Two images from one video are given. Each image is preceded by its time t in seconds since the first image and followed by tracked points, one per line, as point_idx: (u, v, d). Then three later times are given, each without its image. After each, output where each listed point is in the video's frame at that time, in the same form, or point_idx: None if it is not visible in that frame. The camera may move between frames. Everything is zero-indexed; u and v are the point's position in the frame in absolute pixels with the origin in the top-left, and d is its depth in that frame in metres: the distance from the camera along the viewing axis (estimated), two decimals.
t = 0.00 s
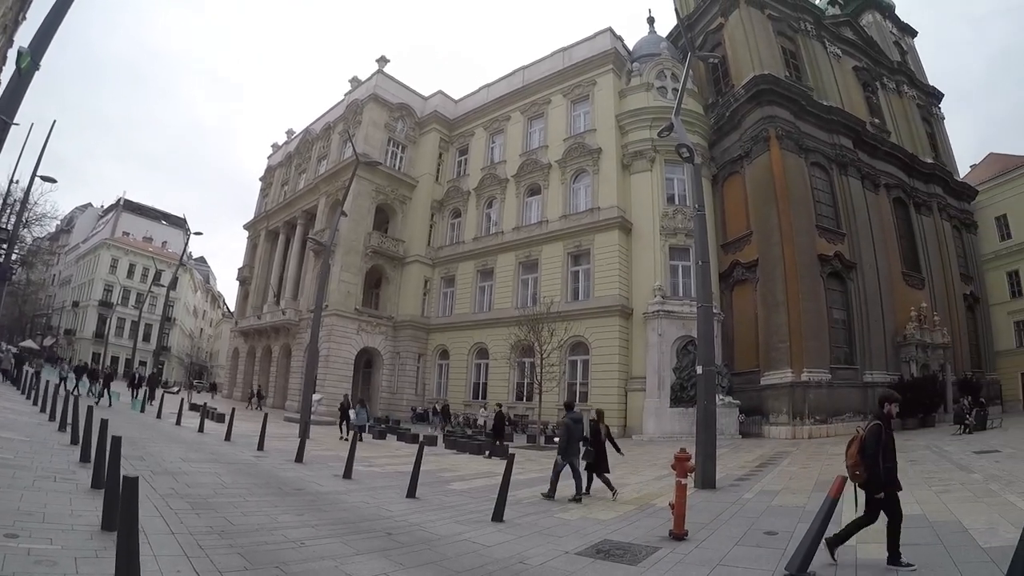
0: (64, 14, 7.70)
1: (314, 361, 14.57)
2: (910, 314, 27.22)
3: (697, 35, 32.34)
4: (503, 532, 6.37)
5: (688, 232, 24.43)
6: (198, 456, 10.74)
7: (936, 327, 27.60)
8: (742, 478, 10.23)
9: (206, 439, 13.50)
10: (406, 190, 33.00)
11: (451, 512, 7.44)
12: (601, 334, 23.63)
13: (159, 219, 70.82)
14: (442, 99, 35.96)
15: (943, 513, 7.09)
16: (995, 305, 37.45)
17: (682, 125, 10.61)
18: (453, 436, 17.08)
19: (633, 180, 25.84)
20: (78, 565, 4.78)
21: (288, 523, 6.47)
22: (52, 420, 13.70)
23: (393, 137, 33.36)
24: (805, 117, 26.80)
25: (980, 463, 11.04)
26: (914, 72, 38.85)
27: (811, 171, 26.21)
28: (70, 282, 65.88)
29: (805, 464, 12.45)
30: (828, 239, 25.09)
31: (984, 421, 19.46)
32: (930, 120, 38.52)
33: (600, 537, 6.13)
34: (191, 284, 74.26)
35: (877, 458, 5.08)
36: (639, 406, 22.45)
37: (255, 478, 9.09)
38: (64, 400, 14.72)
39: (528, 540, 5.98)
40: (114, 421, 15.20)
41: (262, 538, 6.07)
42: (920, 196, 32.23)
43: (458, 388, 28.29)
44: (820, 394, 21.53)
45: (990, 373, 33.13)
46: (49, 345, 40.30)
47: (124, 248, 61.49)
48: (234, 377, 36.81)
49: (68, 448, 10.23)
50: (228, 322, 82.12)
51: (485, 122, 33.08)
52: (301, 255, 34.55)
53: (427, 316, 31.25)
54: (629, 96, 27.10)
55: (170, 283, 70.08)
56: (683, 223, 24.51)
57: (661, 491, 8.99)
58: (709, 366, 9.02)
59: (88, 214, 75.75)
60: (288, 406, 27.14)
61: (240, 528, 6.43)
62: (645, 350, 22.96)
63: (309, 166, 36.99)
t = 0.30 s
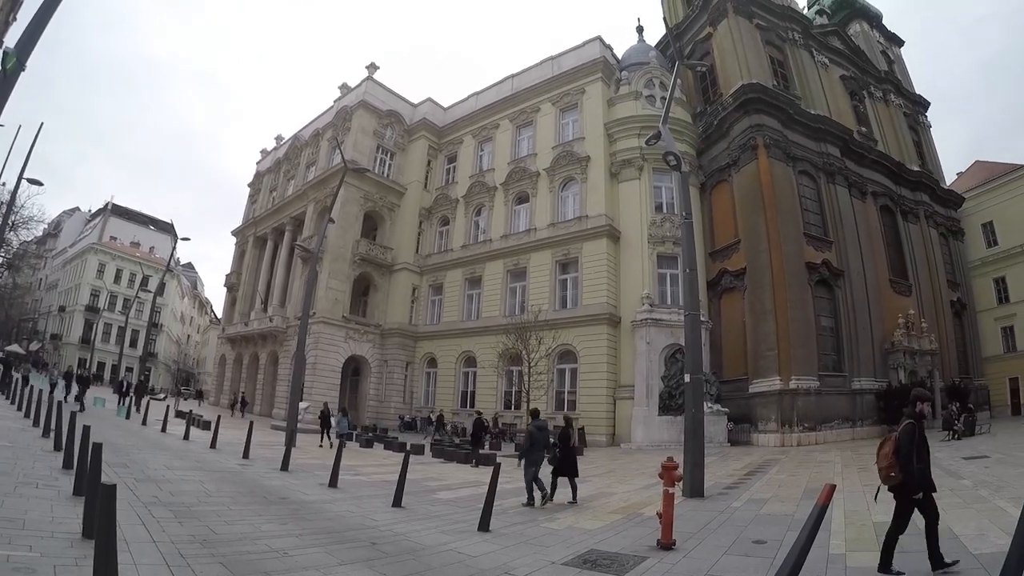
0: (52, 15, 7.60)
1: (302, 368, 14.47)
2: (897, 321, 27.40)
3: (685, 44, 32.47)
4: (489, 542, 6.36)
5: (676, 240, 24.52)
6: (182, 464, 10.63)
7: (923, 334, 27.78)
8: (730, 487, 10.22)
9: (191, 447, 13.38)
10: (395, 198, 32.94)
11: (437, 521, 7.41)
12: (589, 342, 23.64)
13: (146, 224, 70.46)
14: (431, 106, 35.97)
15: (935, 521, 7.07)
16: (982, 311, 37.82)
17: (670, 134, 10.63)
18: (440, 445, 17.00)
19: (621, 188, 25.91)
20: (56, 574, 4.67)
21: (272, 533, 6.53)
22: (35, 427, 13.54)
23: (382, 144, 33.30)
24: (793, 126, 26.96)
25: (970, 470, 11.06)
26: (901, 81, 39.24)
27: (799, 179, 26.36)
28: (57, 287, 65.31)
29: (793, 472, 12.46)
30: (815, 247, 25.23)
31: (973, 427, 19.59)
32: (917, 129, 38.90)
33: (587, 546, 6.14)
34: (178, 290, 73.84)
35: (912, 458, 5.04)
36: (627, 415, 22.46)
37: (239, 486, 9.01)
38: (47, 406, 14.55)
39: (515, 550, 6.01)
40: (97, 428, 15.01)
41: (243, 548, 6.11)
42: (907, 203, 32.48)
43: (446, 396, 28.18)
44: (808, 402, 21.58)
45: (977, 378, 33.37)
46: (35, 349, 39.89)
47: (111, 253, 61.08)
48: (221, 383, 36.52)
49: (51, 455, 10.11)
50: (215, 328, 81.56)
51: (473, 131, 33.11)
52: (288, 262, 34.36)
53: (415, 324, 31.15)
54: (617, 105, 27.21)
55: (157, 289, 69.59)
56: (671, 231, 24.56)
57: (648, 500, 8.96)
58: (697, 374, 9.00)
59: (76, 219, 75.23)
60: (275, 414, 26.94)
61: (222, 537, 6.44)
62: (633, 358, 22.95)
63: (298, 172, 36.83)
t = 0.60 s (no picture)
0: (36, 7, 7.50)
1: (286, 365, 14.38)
2: (883, 327, 27.61)
3: (675, 48, 32.54)
4: (470, 542, 6.51)
5: (662, 243, 24.60)
6: (164, 459, 10.53)
7: (908, 340, 28.01)
8: (713, 489, 10.25)
9: (174, 442, 13.28)
10: (382, 195, 32.87)
11: (418, 520, 7.40)
12: (575, 343, 23.64)
13: (132, 218, 70.01)
14: (420, 105, 35.91)
15: (917, 525, 7.10)
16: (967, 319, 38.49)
17: (657, 136, 10.65)
18: (424, 443, 16.96)
19: (609, 190, 25.97)
20: (32, 568, 4.58)
21: (251, 530, 6.61)
22: (15, 420, 13.37)
23: (370, 142, 33.21)
24: (781, 131, 27.08)
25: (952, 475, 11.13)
26: (889, 88, 39.62)
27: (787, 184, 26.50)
28: (41, 280, 64.70)
29: (775, 475, 12.53)
30: (802, 252, 25.37)
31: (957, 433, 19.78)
32: (904, 136, 39.27)
33: (568, 547, 6.23)
34: (164, 285, 73.27)
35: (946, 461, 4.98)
36: (611, 416, 22.51)
37: (220, 482, 8.93)
38: (27, 399, 14.37)
39: (495, 550, 6.25)
40: (76, 422, 14.81)
41: (222, 544, 6.16)
42: (894, 210, 32.76)
43: (430, 395, 28.09)
44: (793, 406, 21.68)
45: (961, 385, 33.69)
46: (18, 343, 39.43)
47: (97, 247, 60.57)
48: (205, 380, 36.20)
49: (30, 448, 9.97)
50: (201, 324, 80.98)
51: (462, 130, 33.09)
52: (274, 258, 34.12)
53: (400, 322, 30.98)
54: (607, 106, 27.27)
55: (142, 284, 69.02)
56: (659, 234, 24.61)
57: (630, 501, 8.98)
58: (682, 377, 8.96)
59: (62, 212, 74.53)
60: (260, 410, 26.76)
61: (201, 533, 6.42)
62: (619, 359, 23.00)
63: (286, 168, 36.60)
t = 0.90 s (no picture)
0: None
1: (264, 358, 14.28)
2: (861, 325, 27.99)
3: (661, 45, 32.53)
4: (446, 534, 6.59)
5: (643, 238, 24.78)
6: (140, 452, 10.42)
7: (885, 339, 28.39)
8: (691, 483, 10.31)
9: (150, 435, 13.14)
10: (364, 186, 32.70)
11: (395, 514, 7.43)
12: (554, 338, 23.70)
13: (111, 207, 69.13)
14: (404, 96, 35.71)
15: (892, 520, 7.19)
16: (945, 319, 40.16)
17: (640, 132, 10.67)
18: (403, 436, 16.92)
19: (591, 185, 26.03)
20: (6, 564, 4.50)
21: (226, 523, 6.56)
22: None
23: (353, 133, 33.06)
24: (764, 130, 27.25)
25: (927, 472, 11.23)
26: (873, 90, 40.01)
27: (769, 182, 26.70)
28: (18, 270, 63.70)
29: (751, 470, 12.63)
30: (783, 250, 25.58)
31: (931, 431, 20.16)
32: (887, 138, 39.71)
33: (544, 540, 6.28)
34: (143, 275, 72.31)
35: (970, 456, 4.92)
36: (589, 411, 22.61)
37: (197, 475, 8.87)
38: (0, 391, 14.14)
39: (472, 542, 6.34)
40: (49, 413, 14.60)
41: (198, 538, 6.09)
42: (874, 211, 33.14)
43: (410, 388, 28.00)
44: (770, 402, 21.90)
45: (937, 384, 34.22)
46: None
47: (76, 236, 59.71)
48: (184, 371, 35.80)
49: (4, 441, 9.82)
50: (180, 315, 80.03)
51: (445, 122, 32.95)
52: (254, 249, 33.77)
53: (380, 315, 30.86)
54: (591, 102, 27.29)
55: (121, 274, 68.07)
56: (640, 229, 24.70)
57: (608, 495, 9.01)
58: (660, 372, 9.00)
59: (40, 201, 73.31)
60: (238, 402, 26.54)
61: (177, 527, 6.36)
62: (598, 353, 23.09)
63: (267, 158, 36.19)
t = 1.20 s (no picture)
0: None
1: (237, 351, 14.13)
2: (833, 326, 28.47)
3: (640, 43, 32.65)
4: (420, 531, 6.60)
5: (619, 236, 25.08)
6: (110, 447, 10.24)
7: (856, 339, 28.89)
8: (665, 480, 10.39)
9: (121, 430, 12.93)
10: (339, 179, 32.44)
11: (367, 512, 7.42)
12: (528, 334, 23.76)
13: (84, 196, 68.00)
14: (381, 89, 35.52)
15: (864, 519, 7.28)
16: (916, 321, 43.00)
17: (619, 129, 10.69)
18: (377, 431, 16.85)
19: (568, 182, 26.08)
20: None
21: (198, 520, 6.45)
22: None
23: (329, 125, 32.76)
24: (741, 130, 27.47)
25: (899, 472, 11.42)
26: (850, 95, 40.63)
27: (745, 183, 26.94)
28: None
29: (725, 467, 12.74)
30: (757, 250, 25.85)
31: (901, 430, 20.57)
32: (862, 142, 40.35)
33: (519, 537, 6.28)
34: (114, 267, 71.09)
35: (990, 452, 5.18)
36: (563, 407, 22.73)
37: (167, 471, 8.75)
38: None
39: (446, 540, 6.31)
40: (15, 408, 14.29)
41: (170, 534, 5.98)
42: (848, 213, 33.68)
43: (383, 383, 27.86)
44: (742, 401, 22.16)
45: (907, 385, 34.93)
46: None
47: (47, 226, 58.55)
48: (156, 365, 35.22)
49: None
50: (153, 308, 78.79)
51: (422, 116, 32.82)
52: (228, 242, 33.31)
53: (354, 309, 30.71)
54: (570, 98, 27.39)
55: (92, 265, 66.84)
56: (615, 227, 25.00)
57: (583, 492, 9.03)
58: (635, 369, 9.08)
59: (10, 190, 71.70)
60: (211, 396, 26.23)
61: (147, 523, 6.24)
62: (572, 350, 23.18)
63: (242, 149, 35.68)
